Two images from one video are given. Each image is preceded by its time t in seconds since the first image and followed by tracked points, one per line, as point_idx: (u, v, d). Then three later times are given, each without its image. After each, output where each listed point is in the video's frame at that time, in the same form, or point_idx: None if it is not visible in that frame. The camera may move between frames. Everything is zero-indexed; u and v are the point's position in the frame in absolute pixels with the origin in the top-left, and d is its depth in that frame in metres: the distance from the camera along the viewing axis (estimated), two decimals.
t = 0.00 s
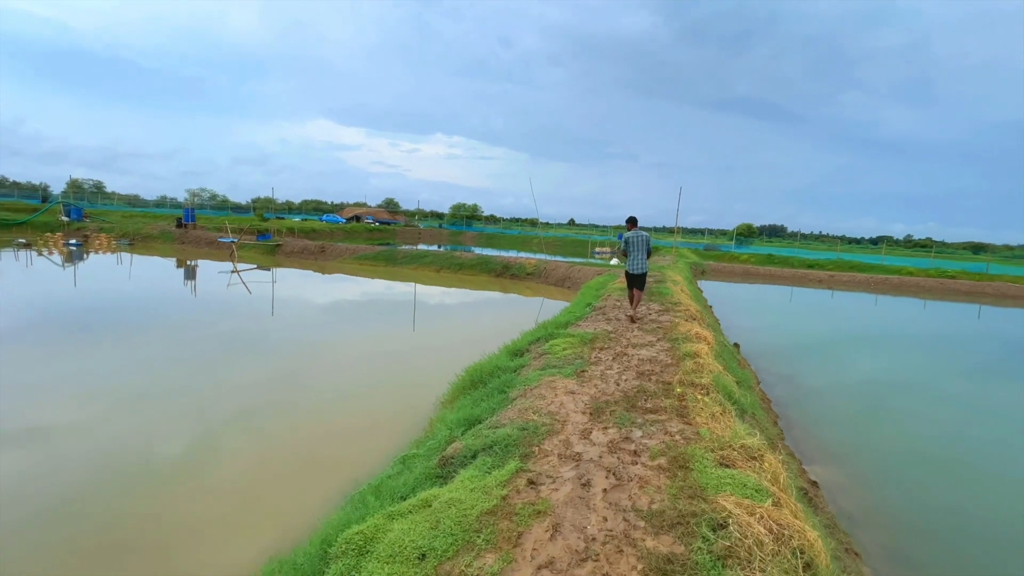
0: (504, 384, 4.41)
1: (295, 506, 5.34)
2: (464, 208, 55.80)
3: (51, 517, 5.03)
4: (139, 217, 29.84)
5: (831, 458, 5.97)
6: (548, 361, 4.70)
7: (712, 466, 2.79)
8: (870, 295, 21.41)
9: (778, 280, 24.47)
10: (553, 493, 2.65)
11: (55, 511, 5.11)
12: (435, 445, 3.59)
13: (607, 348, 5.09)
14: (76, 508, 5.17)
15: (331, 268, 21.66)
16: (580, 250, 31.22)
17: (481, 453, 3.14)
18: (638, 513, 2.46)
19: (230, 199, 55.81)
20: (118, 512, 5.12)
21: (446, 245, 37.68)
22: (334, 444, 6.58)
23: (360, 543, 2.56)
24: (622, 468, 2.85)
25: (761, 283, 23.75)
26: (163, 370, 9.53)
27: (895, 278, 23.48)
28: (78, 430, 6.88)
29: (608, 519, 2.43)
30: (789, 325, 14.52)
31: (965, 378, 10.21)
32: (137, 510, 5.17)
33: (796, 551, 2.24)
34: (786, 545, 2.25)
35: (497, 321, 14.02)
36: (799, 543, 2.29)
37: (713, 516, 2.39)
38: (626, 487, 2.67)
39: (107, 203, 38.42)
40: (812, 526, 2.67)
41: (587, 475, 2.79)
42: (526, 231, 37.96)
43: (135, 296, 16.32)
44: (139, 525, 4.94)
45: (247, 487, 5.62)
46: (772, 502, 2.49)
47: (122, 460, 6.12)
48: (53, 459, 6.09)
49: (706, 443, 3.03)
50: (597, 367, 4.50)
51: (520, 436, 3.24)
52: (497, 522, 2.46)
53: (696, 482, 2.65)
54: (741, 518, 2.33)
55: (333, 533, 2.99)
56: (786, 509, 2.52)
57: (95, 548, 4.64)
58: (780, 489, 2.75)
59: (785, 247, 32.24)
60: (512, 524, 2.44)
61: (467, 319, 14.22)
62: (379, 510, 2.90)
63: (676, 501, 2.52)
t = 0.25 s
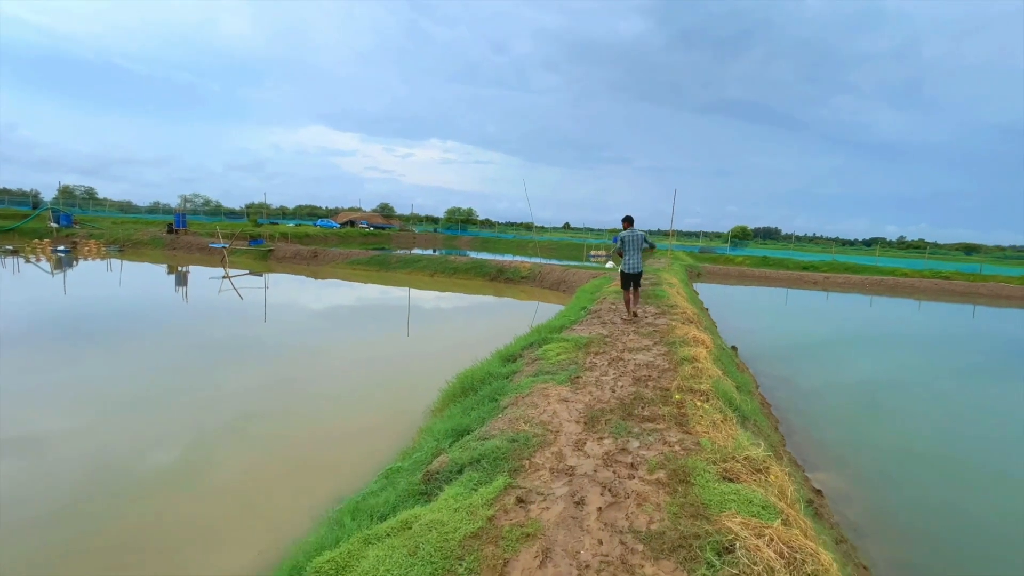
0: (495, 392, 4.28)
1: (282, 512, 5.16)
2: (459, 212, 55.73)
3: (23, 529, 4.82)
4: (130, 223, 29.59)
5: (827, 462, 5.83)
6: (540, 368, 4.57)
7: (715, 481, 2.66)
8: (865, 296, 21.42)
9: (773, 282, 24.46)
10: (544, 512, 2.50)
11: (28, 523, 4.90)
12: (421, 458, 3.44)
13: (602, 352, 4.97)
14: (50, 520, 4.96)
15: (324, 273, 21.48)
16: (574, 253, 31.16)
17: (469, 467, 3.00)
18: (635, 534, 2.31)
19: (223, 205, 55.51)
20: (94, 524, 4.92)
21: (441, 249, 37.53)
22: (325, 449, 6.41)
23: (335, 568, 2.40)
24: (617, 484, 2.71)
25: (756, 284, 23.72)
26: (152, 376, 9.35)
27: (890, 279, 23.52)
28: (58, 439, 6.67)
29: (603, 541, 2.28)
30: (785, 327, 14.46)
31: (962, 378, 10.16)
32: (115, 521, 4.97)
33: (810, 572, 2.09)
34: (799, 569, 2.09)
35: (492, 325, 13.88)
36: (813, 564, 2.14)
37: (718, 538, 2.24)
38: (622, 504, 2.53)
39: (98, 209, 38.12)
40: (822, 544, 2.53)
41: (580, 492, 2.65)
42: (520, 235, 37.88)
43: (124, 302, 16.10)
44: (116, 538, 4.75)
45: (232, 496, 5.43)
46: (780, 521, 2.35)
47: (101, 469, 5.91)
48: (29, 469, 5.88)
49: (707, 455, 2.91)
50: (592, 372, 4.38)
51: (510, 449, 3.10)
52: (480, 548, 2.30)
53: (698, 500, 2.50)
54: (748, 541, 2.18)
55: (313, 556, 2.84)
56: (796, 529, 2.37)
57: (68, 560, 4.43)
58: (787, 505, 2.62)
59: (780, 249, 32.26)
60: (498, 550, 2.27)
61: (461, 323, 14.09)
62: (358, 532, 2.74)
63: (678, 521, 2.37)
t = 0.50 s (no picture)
0: (489, 401, 4.18)
1: (273, 515, 5.03)
2: (458, 214, 55.69)
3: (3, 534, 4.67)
4: (127, 225, 29.48)
5: (827, 461, 5.76)
6: (536, 376, 4.47)
7: (720, 503, 2.55)
8: (864, 298, 21.34)
9: (773, 284, 24.40)
10: (537, 534, 2.38)
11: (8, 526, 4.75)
12: (410, 474, 3.33)
13: (600, 360, 4.87)
14: (31, 523, 4.81)
15: (321, 275, 21.36)
16: (573, 255, 31.07)
17: (459, 486, 2.89)
18: (636, 562, 2.18)
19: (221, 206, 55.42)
20: (78, 527, 4.78)
21: (440, 251, 37.43)
22: (319, 453, 6.29)
23: None
24: (615, 504, 2.59)
25: (755, 286, 23.64)
26: (147, 378, 9.24)
27: (890, 281, 23.44)
28: (44, 441, 6.53)
29: (601, 568, 2.13)
30: (784, 328, 14.38)
31: (963, 379, 10.07)
32: (99, 525, 4.82)
33: None
34: None
35: (491, 327, 13.77)
36: None
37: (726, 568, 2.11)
38: (620, 528, 2.39)
39: (95, 211, 38.00)
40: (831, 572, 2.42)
41: (576, 511, 2.53)
42: (519, 237, 37.80)
43: (119, 304, 16.00)
44: (100, 542, 4.60)
45: (223, 498, 5.30)
46: (791, 549, 2.25)
47: (86, 472, 5.76)
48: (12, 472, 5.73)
49: (710, 473, 2.81)
50: (590, 382, 4.28)
51: (503, 466, 2.99)
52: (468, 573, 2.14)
53: (703, 524, 2.39)
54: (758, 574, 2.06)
55: None
56: (808, 559, 2.26)
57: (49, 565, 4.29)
58: (796, 529, 2.51)
59: (779, 251, 32.20)
60: None
61: (459, 325, 13.99)
62: (341, 556, 2.59)
63: (679, 549, 2.24)
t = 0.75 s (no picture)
0: (490, 408, 4.09)
1: (272, 517, 4.94)
2: (461, 217, 55.67)
3: None
4: (130, 226, 29.51)
5: (832, 458, 5.70)
6: (538, 382, 4.38)
7: (735, 521, 2.45)
8: (869, 301, 21.19)
9: (776, 287, 24.26)
10: (540, 556, 2.28)
11: None
12: (408, 485, 3.23)
13: (605, 365, 4.78)
14: (23, 525, 4.71)
15: (323, 277, 21.32)
16: (576, 258, 30.99)
17: (457, 501, 2.79)
18: None
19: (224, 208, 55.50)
20: (71, 530, 4.68)
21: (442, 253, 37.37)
22: (320, 455, 6.20)
23: None
24: (623, 522, 2.49)
25: (758, 290, 23.49)
26: (147, 379, 9.18)
27: (895, 285, 23.28)
28: (40, 443, 6.45)
29: None
30: (790, 331, 14.24)
31: (973, 382, 9.92)
32: (92, 527, 4.72)
33: None
34: None
35: (492, 329, 13.69)
36: None
37: None
38: (629, 550, 2.29)
39: (99, 212, 38.08)
40: None
41: (581, 530, 2.43)
42: (521, 240, 37.74)
43: (120, 305, 15.94)
44: (93, 544, 4.50)
45: (221, 499, 5.21)
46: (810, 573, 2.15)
47: (81, 474, 5.67)
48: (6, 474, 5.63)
49: (723, 488, 2.71)
50: (594, 388, 4.18)
51: (504, 478, 2.90)
52: None
53: (717, 544, 2.29)
54: None
55: None
56: None
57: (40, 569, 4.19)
58: (815, 549, 2.42)
59: (783, 254, 32.05)
60: None
61: (461, 327, 13.91)
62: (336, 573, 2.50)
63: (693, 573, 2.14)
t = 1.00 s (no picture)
0: (502, 416, 4.01)
1: (283, 518, 4.89)
2: (471, 221, 55.77)
3: None
4: (144, 230, 29.85)
5: (847, 466, 5.50)
6: (551, 389, 4.29)
7: (766, 540, 2.34)
8: (886, 306, 20.83)
9: (790, 291, 23.95)
10: None
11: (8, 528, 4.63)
12: (417, 497, 3.15)
13: (619, 371, 4.68)
14: (31, 526, 4.68)
15: (334, 281, 21.39)
16: (586, 262, 30.86)
17: (469, 515, 2.70)
18: None
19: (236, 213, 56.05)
20: (80, 530, 4.65)
21: (452, 257, 37.40)
22: (331, 457, 6.17)
23: None
24: (645, 540, 2.40)
25: (772, 294, 23.18)
26: (160, 381, 9.21)
27: (912, 289, 22.88)
28: (53, 443, 6.46)
29: None
30: (805, 335, 14.01)
31: (997, 387, 9.65)
32: (100, 528, 4.69)
33: None
34: None
35: (503, 333, 13.59)
36: None
37: None
38: (654, 571, 2.19)
39: (114, 216, 38.60)
40: None
41: (601, 548, 2.33)
42: (532, 244, 37.67)
43: (134, 308, 16.08)
44: (103, 545, 4.47)
45: (233, 502, 5.17)
46: None
47: (89, 475, 5.64)
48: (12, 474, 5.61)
49: (752, 505, 2.61)
50: (609, 396, 4.09)
51: (518, 492, 2.80)
52: None
53: (748, 565, 2.19)
54: None
55: None
56: None
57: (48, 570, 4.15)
58: (851, 571, 2.30)
59: (796, 258, 31.65)
60: None
61: (471, 331, 13.85)
62: None
63: None
